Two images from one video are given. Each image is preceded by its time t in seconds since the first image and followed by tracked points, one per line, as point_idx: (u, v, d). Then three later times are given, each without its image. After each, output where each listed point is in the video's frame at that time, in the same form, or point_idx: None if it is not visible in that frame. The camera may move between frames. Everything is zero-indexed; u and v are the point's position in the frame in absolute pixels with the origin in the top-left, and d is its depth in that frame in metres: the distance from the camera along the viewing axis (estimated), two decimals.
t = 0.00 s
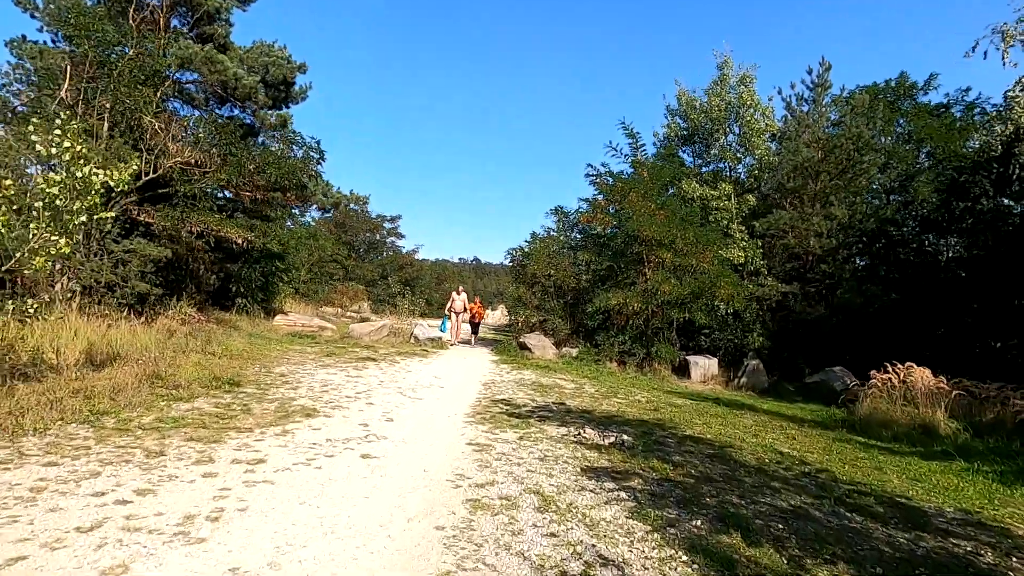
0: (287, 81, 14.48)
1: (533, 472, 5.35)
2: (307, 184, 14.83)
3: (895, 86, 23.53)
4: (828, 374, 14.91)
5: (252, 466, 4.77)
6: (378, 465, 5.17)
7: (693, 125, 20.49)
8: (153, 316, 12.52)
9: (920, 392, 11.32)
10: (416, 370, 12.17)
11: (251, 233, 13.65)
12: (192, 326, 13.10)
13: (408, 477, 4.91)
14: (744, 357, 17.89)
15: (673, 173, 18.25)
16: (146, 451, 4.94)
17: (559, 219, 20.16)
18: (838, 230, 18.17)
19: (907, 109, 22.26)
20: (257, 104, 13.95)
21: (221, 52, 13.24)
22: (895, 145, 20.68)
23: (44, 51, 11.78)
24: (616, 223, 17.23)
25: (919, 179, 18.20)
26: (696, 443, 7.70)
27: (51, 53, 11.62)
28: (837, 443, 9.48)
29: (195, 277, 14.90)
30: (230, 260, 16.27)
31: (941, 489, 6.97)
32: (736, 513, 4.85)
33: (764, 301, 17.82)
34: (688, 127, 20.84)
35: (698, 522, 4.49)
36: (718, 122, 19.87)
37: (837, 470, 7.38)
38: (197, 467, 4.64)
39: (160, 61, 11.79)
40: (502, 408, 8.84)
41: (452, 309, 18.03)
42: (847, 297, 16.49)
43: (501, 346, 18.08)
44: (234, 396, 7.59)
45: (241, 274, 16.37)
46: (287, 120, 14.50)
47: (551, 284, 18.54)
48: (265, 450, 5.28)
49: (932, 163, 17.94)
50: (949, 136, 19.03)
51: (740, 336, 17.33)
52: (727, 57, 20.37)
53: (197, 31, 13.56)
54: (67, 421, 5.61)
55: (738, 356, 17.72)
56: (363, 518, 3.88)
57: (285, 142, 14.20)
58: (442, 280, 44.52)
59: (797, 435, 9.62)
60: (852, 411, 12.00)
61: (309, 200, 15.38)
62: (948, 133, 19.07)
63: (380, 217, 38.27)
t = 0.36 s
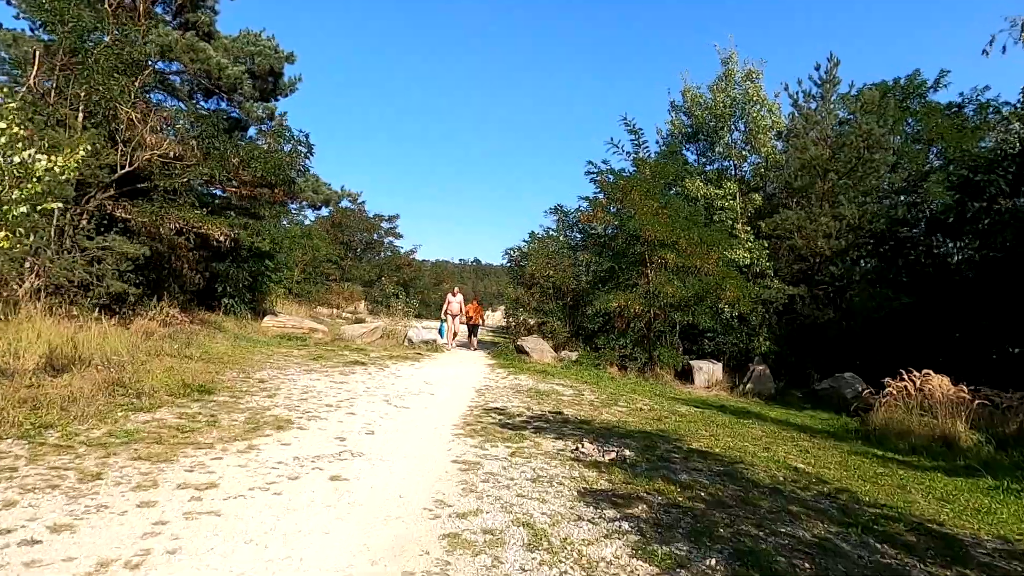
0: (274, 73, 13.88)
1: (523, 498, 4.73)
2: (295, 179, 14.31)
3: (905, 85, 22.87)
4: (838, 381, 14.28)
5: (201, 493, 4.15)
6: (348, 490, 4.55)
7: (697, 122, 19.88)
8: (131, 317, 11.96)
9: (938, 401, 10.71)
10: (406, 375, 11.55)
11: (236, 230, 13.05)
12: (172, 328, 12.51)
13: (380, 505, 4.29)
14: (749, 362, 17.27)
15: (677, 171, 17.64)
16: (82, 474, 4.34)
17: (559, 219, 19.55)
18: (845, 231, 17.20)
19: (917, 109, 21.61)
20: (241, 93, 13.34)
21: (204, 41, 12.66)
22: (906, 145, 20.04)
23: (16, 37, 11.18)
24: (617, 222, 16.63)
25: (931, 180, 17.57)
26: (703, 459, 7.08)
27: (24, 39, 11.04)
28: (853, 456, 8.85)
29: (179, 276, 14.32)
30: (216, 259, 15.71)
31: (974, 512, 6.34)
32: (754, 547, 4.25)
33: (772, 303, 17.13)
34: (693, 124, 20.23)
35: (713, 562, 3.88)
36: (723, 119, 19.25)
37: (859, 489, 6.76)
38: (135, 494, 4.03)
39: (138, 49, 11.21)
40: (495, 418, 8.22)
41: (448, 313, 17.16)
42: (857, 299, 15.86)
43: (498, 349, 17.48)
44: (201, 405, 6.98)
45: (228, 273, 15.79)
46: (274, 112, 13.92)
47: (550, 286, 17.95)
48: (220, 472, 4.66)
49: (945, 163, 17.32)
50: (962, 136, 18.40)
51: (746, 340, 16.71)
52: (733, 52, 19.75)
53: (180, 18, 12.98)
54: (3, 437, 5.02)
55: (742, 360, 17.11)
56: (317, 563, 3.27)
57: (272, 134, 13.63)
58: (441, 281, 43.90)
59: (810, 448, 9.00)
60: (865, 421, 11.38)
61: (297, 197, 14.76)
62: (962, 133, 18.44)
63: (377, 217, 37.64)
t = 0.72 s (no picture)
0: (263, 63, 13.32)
1: (519, 529, 4.11)
2: (284, 173, 13.73)
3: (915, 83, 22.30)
4: (852, 388, 13.64)
5: (138, 525, 3.53)
6: (315, 518, 3.93)
7: (703, 119, 19.29)
8: (111, 318, 11.38)
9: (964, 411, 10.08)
10: (398, 380, 10.95)
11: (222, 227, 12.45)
12: (154, 329, 11.91)
13: (350, 538, 3.68)
14: (758, 367, 16.64)
15: (683, 169, 17.04)
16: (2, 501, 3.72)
17: (560, 218, 18.93)
18: (859, 231, 16.61)
19: (928, 107, 21.02)
20: (229, 83, 12.77)
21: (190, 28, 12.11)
22: (917, 144, 19.45)
23: None
24: (621, 221, 16.02)
25: (946, 179, 16.96)
26: (718, 476, 6.45)
27: None
28: (876, 471, 8.22)
29: (163, 275, 13.73)
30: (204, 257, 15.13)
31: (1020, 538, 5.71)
32: None
33: (781, 306, 16.50)
34: (698, 121, 19.64)
35: None
36: (730, 115, 18.66)
37: (890, 511, 6.13)
38: (59, 527, 3.42)
39: (119, 34, 10.64)
40: (490, 428, 7.60)
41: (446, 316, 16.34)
42: (871, 303, 15.21)
43: (496, 352, 16.88)
44: (167, 415, 6.36)
45: (217, 272, 15.22)
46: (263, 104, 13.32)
47: (551, 287, 17.34)
48: (169, 496, 4.04)
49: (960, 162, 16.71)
50: (976, 135, 17.81)
51: (754, 345, 16.08)
52: (740, 47, 19.16)
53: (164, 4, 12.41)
54: None
55: (750, 366, 16.48)
56: None
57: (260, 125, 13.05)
58: (441, 282, 43.31)
59: (831, 462, 8.36)
60: (885, 431, 10.74)
61: (287, 193, 14.17)
62: (975, 131, 17.85)
63: (375, 216, 37.03)
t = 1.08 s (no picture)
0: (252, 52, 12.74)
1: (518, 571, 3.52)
2: (275, 168, 13.14)
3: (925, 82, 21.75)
4: (867, 396, 13.05)
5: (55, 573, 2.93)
6: (275, 559, 3.34)
7: (710, 116, 18.70)
8: (88, 319, 10.80)
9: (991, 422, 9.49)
10: (391, 386, 10.35)
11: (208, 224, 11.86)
12: (135, 331, 11.32)
13: None
14: (766, 372, 16.05)
15: (689, 166, 16.46)
16: None
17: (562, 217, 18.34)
18: (871, 232, 16.02)
19: (940, 105, 20.46)
20: (215, 73, 12.18)
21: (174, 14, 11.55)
22: (929, 143, 18.87)
23: None
24: (625, 220, 15.44)
25: (961, 178, 16.38)
26: (737, 497, 5.86)
27: None
28: (902, 488, 7.63)
29: (147, 274, 13.13)
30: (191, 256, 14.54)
31: None
32: None
33: (790, 309, 15.92)
34: (704, 118, 19.05)
35: None
36: (738, 112, 18.08)
37: (928, 538, 5.54)
38: None
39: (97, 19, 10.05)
40: (486, 441, 7.00)
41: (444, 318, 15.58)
42: (885, 306, 14.60)
43: (495, 355, 16.28)
44: (128, 427, 5.77)
45: (204, 271, 14.63)
46: (252, 95, 12.73)
47: (552, 288, 16.75)
48: (105, 532, 3.45)
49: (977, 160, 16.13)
50: (991, 133, 17.25)
51: (763, 349, 15.49)
52: (748, 42, 18.58)
53: None
54: None
55: (759, 371, 15.89)
56: None
57: (247, 117, 12.44)
58: (440, 283, 42.71)
59: (852, 478, 7.77)
60: (905, 442, 10.15)
61: (277, 189, 13.57)
62: (990, 130, 17.29)
63: (373, 216, 36.44)
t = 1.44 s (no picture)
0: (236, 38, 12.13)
1: None
2: (259, 160, 12.51)
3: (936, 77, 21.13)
4: (881, 402, 12.42)
5: None
6: None
7: (715, 110, 18.08)
8: (58, 318, 10.18)
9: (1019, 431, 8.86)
10: (379, 391, 9.72)
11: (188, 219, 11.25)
12: (109, 332, 10.70)
13: None
14: (773, 376, 15.44)
15: (694, 161, 15.83)
16: None
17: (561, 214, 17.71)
18: (884, 230, 15.38)
19: (951, 101, 19.83)
20: (197, 59, 11.55)
21: None
22: (941, 139, 18.25)
23: None
24: (627, 216, 14.82)
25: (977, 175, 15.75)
26: (754, 519, 5.25)
27: None
28: (929, 505, 7.01)
29: (126, 271, 12.52)
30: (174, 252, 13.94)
31: None
32: None
33: (798, 310, 15.30)
34: (709, 112, 18.43)
35: None
36: (744, 106, 17.46)
37: (969, 567, 4.92)
38: None
39: None
40: (477, 454, 6.37)
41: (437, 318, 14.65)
42: (899, 307, 13.94)
43: (492, 357, 15.66)
44: (73, 439, 5.15)
45: (188, 268, 14.03)
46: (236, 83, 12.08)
47: (551, 288, 16.14)
48: None
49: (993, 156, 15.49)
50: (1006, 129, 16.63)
51: (770, 352, 14.86)
52: (755, 33, 17.97)
53: None
54: None
55: (766, 375, 15.27)
56: None
57: (230, 104, 11.74)
58: (439, 283, 42.06)
59: (875, 494, 7.14)
60: (926, 452, 9.53)
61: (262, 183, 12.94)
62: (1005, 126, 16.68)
63: (371, 214, 35.82)
